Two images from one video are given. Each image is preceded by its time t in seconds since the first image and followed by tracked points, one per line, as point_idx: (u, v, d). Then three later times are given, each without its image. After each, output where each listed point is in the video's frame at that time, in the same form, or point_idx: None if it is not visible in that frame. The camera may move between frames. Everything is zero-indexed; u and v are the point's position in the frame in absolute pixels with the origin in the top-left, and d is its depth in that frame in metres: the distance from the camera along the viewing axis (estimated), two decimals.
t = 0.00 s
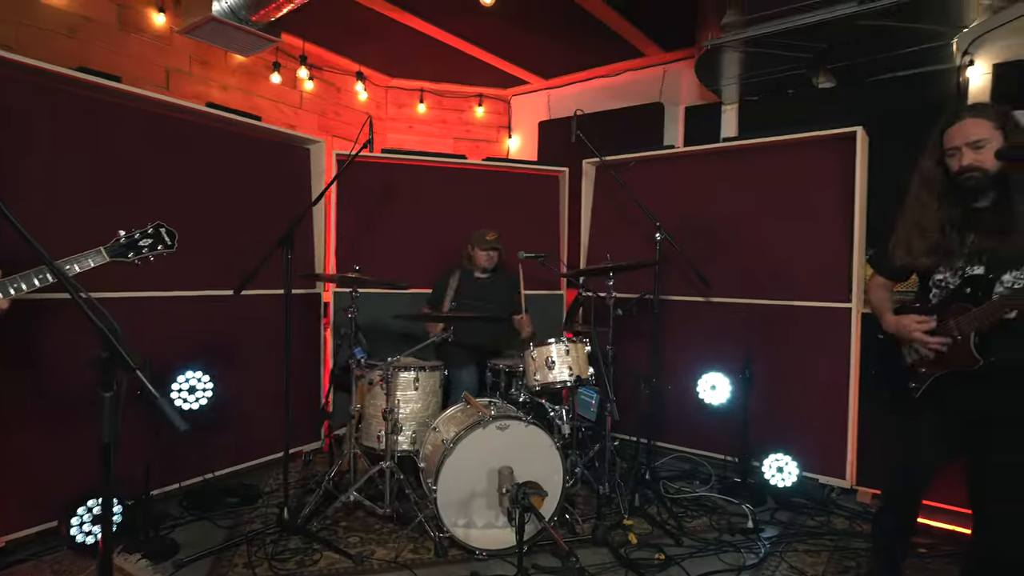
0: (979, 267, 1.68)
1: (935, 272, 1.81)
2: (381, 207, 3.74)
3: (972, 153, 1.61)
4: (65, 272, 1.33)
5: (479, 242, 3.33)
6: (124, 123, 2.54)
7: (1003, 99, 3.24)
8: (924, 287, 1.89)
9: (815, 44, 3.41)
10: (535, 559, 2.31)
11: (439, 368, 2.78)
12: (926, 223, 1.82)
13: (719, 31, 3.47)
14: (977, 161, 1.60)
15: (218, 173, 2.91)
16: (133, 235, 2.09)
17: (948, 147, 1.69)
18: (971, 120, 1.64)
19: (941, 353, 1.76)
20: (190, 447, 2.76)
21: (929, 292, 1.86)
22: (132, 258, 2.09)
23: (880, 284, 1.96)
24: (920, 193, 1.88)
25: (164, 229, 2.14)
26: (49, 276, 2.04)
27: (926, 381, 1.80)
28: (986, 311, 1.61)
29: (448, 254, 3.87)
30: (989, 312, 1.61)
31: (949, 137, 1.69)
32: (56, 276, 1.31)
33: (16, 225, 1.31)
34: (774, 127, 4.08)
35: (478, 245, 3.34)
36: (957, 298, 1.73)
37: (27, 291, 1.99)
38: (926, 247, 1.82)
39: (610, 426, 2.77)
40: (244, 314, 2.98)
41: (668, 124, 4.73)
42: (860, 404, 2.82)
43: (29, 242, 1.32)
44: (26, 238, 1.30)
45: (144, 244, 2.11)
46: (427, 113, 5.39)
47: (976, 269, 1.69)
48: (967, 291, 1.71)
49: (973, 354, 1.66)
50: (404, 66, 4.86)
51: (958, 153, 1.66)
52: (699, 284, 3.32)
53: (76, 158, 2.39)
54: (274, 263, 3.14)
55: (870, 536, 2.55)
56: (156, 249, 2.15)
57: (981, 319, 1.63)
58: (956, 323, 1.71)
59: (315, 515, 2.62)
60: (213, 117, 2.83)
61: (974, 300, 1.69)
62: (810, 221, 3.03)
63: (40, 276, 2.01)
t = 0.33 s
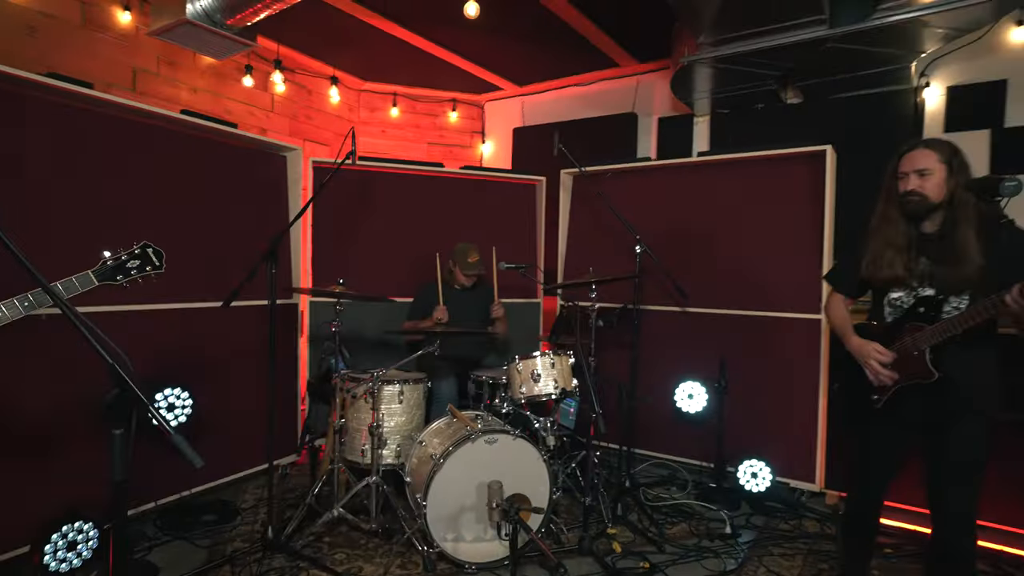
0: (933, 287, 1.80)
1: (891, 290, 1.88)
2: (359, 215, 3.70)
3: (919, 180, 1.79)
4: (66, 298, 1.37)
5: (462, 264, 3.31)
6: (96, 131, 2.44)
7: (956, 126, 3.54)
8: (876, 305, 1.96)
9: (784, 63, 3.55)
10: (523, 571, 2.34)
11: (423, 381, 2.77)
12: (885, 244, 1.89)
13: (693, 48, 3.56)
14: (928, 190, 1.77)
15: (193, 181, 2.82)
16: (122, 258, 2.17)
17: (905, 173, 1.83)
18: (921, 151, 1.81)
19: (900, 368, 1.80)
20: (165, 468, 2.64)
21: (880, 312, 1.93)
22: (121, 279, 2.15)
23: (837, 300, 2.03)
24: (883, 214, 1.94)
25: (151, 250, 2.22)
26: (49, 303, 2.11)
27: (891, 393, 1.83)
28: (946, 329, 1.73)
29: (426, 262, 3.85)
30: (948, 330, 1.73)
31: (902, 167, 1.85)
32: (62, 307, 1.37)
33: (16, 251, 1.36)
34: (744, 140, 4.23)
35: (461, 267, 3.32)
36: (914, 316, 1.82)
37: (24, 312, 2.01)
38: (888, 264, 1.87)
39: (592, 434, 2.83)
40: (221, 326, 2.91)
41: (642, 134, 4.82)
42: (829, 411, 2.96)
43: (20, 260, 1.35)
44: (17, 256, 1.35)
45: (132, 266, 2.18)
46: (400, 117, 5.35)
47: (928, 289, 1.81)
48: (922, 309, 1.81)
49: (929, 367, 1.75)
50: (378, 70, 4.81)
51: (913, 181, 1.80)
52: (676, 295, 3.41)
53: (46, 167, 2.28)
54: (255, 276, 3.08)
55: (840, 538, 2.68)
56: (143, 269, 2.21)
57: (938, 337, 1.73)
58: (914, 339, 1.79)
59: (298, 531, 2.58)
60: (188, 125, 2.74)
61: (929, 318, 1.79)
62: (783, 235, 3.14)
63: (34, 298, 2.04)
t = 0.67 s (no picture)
0: (865, 305, 2.07)
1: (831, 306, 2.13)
2: (326, 221, 3.63)
3: (854, 210, 2.05)
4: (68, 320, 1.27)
5: (436, 270, 3.32)
6: (53, 133, 2.29)
7: (895, 145, 3.82)
8: (814, 320, 2.20)
9: (741, 81, 3.75)
10: None
11: (400, 391, 2.76)
12: (826, 265, 2.15)
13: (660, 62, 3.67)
14: (863, 219, 2.05)
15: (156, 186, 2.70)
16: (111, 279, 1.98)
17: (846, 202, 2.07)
18: (855, 184, 2.10)
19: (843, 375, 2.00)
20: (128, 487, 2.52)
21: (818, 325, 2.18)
22: (111, 304, 2.00)
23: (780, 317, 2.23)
24: (822, 239, 2.21)
25: (142, 271, 2.03)
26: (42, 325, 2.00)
27: (831, 399, 2.04)
28: (881, 340, 1.97)
29: (395, 269, 3.82)
30: (883, 342, 1.98)
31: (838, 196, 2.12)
32: (60, 328, 1.26)
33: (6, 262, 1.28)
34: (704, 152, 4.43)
35: (436, 273, 3.34)
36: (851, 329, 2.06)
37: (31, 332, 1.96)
38: (829, 283, 2.12)
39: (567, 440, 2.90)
40: (186, 338, 2.78)
41: (604, 142, 4.93)
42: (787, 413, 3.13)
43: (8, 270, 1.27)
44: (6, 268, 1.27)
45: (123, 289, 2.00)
46: (361, 119, 5.31)
47: (861, 307, 2.08)
48: (857, 324, 2.07)
49: (866, 375, 1.96)
50: (340, 70, 4.72)
51: (850, 209, 2.06)
52: (644, 301, 3.53)
53: None
54: (235, 287, 3.07)
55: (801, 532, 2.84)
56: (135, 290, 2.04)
57: (875, 347, 1.98)
58: (852, 348, 2.02)
59: (274, 548, 2.51)
60: (151, 126, 2.61)
61: (863, 332, 2.05)
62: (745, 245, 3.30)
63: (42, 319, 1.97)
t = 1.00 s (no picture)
0: (813, 309, 2.25)
1: (782, 313, 2.28)
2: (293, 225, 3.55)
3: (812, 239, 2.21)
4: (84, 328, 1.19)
5: (408, 277, 3.32)
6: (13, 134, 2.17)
7: (837, 160, 4.12)
8: (768, 325, 2.34)
9: (698, 96, 3.94)
10: None
11: (379, 398, 2.75)
12: (779, 277, 2.31)
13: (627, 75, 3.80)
14: (818, 244, 2.21)
15: (119, 189, 2.59)
16: (112, 292, 1.99)
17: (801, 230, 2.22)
18: (811, 210, 2.23)
19: (800, 372, 2.15)
20: (96, 505, 2.41)
21: (772, 330, 2.32)
22: (114, 318, 1.98)
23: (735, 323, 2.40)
24: (773, 252, 2.35)
25: (142, 282, 2.03)
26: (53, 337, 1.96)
27: (792, 394, 2.19)
28: (833, 340, 2.15)
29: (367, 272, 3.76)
30: (834, 341, 2.15)
31: (795, 222, 2.24)
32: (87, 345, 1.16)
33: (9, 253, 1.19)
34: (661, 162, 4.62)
35: (408, 280, 3.33)
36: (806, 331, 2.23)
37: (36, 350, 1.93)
38: (782, 294, 2.29)
39: (542, 441, 2.98)
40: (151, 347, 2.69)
41: (565, 149, 5.03)
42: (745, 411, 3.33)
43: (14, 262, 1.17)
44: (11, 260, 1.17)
45: (125, 302, 2.01)
46: (320, 119, 5.24)
47: (810, 311, 2.26)
48: (808, 326, 2.24)
49: (820, 371, 2.11)
50: (299, 69, 4.62)
51: (808, 234, 2.21)
52: (611, 305, 3.66)
53: None
54: (199, 293, 2.98)
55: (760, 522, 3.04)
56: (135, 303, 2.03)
57: (827, 348, 2.14)
58: (807, 349, 2.17)
59: (253, 562, 2.46)
60: (114, 127, 2.51)
61: (814, 333, 2.23)
62: (707, 252, 3.48)
63: (47, 334, 1.92)
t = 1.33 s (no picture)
0: (763, 312, 2.50)
1: (740, 319, 2.49)
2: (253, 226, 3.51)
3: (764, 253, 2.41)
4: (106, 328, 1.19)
5: (374, 282, 3.29)
6: None
7: (773, 170, 4.45)
8: (722, 327, 2.55)
9: (648, 107, 4.17)
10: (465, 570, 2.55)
11: (349, 399, 2.78)
12: (734, 287, 2.49)
13: (585, 87, 3.97)
14: (770, 255, 2.43)
15: (77, 189, 2.51)
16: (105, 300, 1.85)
17: (755, 246, 2.41)
18: (762, 224, 2.41)
19: (752, 371, 2.36)
20: (54, 513, 2.37)
21: (727, 330, 2.53)
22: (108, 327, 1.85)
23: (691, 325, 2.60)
24: (729, 265, 2.51)
25: (136, 288, 1.93)
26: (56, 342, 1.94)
27: (743, 388, 2.40)
28: (780, 343, 2.39)
29: (329, 275, 3.73)
30: (778, 343, 2.40)
31: (749, 238, 2.43)
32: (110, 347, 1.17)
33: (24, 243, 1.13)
34: (611, 168, 4.84)
35: (373, 285, 3.31)
36: (757, 333, 2.46)
37: (30, 358, 1.90)
38: (738, 301, 2.49)
39: (508, 438, 3.09)
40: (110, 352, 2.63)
41: (520, 153, 5.16)
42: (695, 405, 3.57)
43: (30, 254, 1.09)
44: (27, 252, 1.11)
45: (119, 310, 1.88)
46: (272, 117, 5.19)
47: (760, 313, 2.50)
48: (759, 328, 2.48)
49: (768, 368, 2.34)
50: (251, 66, 4.55)
51: (761, 249, 2.41)
52: (570, 306, 3.82)
53: None
54: (159, 296, 2.92)
55: (708, 506, 3.29)
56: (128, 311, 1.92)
57: (774, 347, 2.39)
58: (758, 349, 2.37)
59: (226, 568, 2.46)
60: (73, 126, 2.43)
61: (764, 334, 2.47)
62: (659, 256, 3.70)
63: (41, 343, 1.89)
